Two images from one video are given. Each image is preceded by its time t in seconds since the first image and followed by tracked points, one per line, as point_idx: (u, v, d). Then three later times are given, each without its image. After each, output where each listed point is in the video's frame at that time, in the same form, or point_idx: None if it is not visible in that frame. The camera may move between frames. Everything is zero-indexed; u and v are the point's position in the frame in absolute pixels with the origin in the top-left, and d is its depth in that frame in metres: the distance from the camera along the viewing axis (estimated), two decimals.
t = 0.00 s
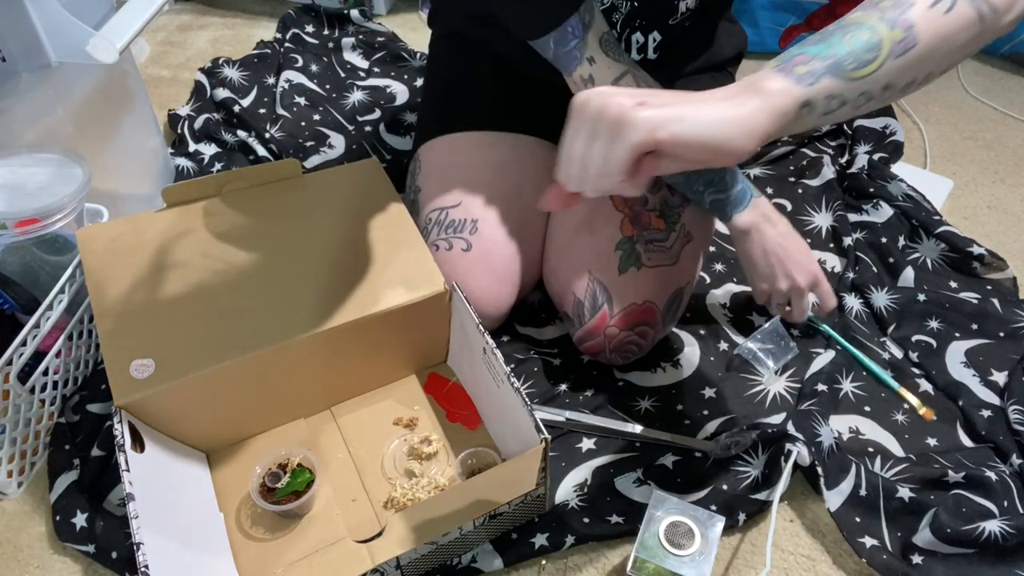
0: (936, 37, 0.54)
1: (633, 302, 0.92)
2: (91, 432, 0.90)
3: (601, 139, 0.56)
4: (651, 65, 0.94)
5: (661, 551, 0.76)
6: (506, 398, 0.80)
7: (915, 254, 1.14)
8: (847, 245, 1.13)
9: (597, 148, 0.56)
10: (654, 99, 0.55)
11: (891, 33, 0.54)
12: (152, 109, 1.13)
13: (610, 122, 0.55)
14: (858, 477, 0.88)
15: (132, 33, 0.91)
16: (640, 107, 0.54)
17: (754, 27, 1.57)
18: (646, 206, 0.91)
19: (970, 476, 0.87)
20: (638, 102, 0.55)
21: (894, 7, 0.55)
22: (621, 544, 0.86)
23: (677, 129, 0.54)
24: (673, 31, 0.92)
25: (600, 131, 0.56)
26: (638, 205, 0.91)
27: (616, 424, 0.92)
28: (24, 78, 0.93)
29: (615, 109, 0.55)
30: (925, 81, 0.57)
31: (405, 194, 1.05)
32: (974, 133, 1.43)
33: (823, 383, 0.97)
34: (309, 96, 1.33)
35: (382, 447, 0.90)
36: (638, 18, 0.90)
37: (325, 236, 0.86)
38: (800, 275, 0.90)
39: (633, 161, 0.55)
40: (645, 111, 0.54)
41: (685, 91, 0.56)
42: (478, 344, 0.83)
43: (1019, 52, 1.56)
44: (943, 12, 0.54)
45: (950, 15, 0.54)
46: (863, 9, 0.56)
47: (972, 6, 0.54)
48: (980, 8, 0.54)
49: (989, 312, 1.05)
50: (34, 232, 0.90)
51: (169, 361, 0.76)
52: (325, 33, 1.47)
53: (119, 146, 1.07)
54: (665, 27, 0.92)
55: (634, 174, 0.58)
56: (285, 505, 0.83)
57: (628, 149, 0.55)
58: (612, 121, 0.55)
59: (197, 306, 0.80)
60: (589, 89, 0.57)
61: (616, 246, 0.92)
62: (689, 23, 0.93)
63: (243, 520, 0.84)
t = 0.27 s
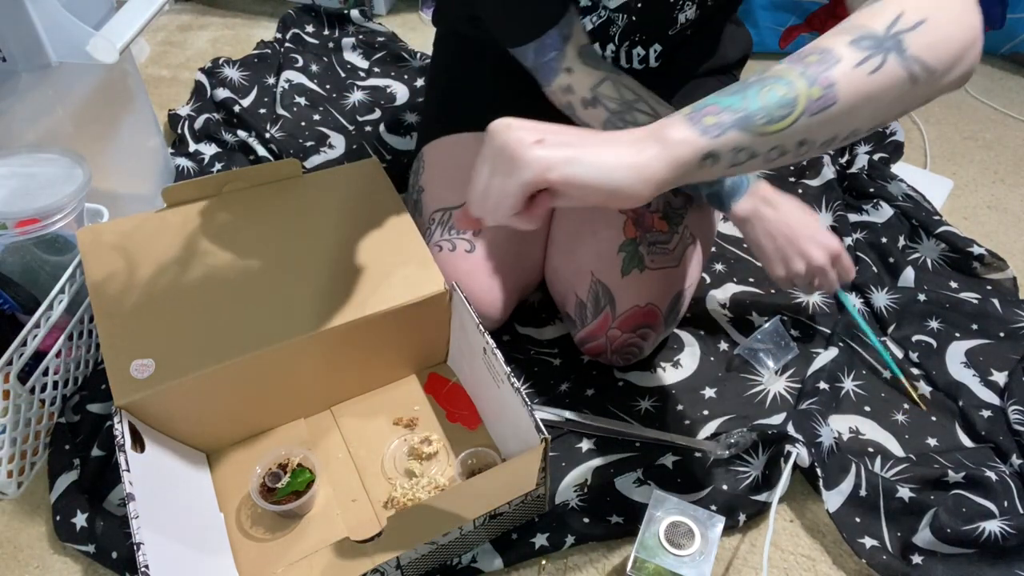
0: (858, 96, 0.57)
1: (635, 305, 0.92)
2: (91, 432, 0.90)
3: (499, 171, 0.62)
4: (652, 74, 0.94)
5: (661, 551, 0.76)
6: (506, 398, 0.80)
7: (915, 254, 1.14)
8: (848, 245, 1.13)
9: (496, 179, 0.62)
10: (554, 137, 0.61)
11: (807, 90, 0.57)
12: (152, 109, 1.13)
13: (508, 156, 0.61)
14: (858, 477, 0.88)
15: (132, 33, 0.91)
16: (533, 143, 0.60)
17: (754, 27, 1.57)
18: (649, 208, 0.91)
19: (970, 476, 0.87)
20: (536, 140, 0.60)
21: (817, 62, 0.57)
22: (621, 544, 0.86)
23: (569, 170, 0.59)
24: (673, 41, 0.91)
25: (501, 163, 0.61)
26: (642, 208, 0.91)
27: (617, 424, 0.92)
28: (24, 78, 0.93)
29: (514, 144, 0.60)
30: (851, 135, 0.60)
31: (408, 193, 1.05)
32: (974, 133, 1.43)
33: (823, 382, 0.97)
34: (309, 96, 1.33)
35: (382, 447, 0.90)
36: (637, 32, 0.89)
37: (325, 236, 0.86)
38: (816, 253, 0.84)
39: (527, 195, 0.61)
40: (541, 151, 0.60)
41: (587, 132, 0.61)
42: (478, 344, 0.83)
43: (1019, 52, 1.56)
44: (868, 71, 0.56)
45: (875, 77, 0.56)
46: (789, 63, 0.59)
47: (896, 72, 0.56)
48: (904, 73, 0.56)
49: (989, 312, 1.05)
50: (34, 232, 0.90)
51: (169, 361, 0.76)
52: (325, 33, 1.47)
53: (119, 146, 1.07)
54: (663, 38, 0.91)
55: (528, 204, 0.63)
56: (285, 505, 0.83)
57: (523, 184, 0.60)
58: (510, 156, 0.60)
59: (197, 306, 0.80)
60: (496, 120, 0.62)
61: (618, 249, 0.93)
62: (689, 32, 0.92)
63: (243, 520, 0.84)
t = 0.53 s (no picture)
0: (759, 161, 0.58)
1: (636, 305, 0.92)
2: (91, 432, 0.90)
3: (405, 213, 0.64)
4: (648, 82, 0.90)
5: (660, 551, 0.76)
6: (506, 398, 0.80)
7: (915, 254, 1.14)
8: (848, 246, 1.13)
9: (403, 221, 0.65)
10: (458, 184, 0.63)
11: (708, 154, 0.58)
12: (152, 109, 1.13)
13: (412, 200, 0.63)
14: (858, 477, 0.88)
15: (132, 34, 0.91)
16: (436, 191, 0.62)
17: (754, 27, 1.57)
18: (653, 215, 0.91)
19: (970, 476, 0.87)
20: (438, 187, 0.62)
21: (722, 126, 0.59)
22: (621, 544, 0.86)
23: (460, 220, 0.61)
24: (667, 51, 0.87)
25: (406, 206, 0.64)
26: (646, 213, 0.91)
27: (617, 424, 0.92)
28: (24, 78, 0.93)
29: (417, 188, 0.63)
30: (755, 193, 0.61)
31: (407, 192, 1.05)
32: (974, 133, 1.43)
33: (824, 382, 0.97)
34: (309, 96, 1.33)
35: (382, 447, 0.90)
36: (626, 43, 0.86)
37: (325, 236, 0.86)
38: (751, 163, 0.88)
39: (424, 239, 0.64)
40: (441, 198, 0.62)
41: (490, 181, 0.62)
42: (478, 343, 0.83)
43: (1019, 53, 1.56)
44: (769, 137, 0.58)
45: (774, 146, 0.58)
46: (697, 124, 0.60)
47: (798, 139, 0.57)
48: (805, 141, 0.57)
49: (989, 312, 1.05)
50: (34, 232, 0.90)
51: (169, 361, 0.76)
52: (325, 33, 1.47)
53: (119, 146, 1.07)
54: (658, 49, 0.87)
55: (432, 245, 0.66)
56: (285, 505, 0.83)
57: (419, 229, 0.63)
58: (413, 201, 0.63)
59: (197, 306, 0.80)
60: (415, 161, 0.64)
61: (621, 249, 0.94)
62: (689, 42, 0.87)
63: (243, 520, 0.84)
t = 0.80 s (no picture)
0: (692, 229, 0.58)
1: (636, 306, 0.92)
2: (91, 432, 0.90)
3: (365, 278, 0.66)
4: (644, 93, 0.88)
5: (660, 551, 0.76)
6: (506, 398, 0.80)
7: (915, 254, 1.14)
8: (848, 245, 1.13)
9: (362, 284, 0.66)
10: (410, 252, 0.63)
11: (640, 222, 0.58)
12: (152, 109, 1.13)
13: (370, 264, 0.64)
14: (858, 477, 0.88)
15: (132, 33, 0.91)
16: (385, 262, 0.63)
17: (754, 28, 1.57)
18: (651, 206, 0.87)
19: (970, 476, 0.87)
20: (391, 256, 0.63)
21: (658, 193, 0.58)
22: (621, 544, 0.86)
23: (410, 288, 0.62)
24: (660, 68, 0.84)
25: (365, 270, 0.65)
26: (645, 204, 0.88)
27: (616, 424, 0.92)
28: (24, 77, 0.93)
29: (374, 255, 0.64)
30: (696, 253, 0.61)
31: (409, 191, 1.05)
32: (974, 133, 1.43)
33: (824, 382, 0.97)
34: (309, 96, 1.33)
35: (382, 447, 0.90)
36: (616, 64, 0.83)
37: (326, 236, 0.86)
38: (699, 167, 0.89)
39: (380, 305, 0.65)
40: (392, 267, 0.63)
41: (441, 248, 0.63)
42: (478, 344, 0.83)
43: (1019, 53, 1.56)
44: (701, 202, 0.57)
45: (706, 214, 0.57)
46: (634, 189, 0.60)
47: (730, 206, 0.57)
48: (737, 207, 0.56)
49: (989, 312, 1.05)
50: (34, 232, 0.90)
51: (169, 361, 0.76)
52: (325, 33, 1.47)
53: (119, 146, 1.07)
54: (649, 66, 0.84)
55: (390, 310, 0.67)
56: (285, 505, 0.83)
57: (373, 296, 0.64)
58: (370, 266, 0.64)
59: (197, 306, 0.80)
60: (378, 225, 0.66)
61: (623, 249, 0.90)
62: (683, 57, 0.83)
63: (243, 520, 0.84)
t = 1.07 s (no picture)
0: (642, 284, 0.58)
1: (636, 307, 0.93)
2: (91, 432, 0.90)
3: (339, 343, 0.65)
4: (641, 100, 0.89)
5: (661, 551, 0.76)
6: (506, 398, 0.80)
7: (915, 254, 1.14)
8: (848, 245, 1.13)
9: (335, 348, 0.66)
10: (383, 323, 0.63)
11: (592, 284, 0.58)
12: (152, 109, 1.13)
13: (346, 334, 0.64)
14: (858, 477, 0.87)
15: (132, 33, 0.91)
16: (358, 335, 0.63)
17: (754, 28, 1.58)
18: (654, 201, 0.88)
19: (970, 476, 0.87)
20: (365, 329, 0.63)
21: (608, 253, 0.58)
22: (621, 544, 0.86)
23: (388, 359, 0.62)
24: (655, 79, 0.85)
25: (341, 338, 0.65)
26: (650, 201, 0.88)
27: (616, 424, 0.92)
28: (24, 78, 0.93)
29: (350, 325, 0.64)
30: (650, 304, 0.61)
31: (411, 190, 1.05)
32: (974, 133, 1.43)
33: (824, 382, 0.97)
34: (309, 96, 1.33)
35: (382, 447, 0.90)
36: (611, 77, 0.85)
37: (326, 236, 0.86)
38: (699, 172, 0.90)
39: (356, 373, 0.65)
40: (366, 339, 0.63)
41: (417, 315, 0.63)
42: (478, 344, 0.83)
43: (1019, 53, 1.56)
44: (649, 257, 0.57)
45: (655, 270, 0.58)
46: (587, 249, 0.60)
47: (678, 262, 0.57)
48: (684, 262, 0.57)
49: (989, 312, 1.05)
50: (34, 233, 0.90)
51: (169, 361, 0.76)
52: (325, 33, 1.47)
53: (119, 146, 1.07)
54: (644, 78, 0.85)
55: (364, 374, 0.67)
56: (285, 506, 0.83)
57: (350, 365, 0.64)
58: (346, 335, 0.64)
59: (197, 306, 0.80)
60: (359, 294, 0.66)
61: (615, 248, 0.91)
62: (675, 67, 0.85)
63: (243, 521, 0.84)
